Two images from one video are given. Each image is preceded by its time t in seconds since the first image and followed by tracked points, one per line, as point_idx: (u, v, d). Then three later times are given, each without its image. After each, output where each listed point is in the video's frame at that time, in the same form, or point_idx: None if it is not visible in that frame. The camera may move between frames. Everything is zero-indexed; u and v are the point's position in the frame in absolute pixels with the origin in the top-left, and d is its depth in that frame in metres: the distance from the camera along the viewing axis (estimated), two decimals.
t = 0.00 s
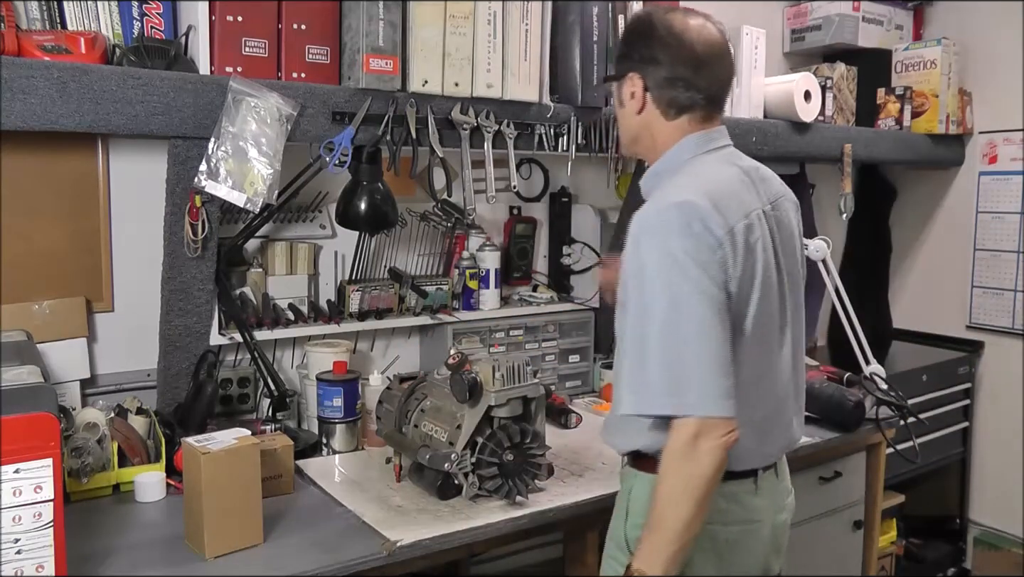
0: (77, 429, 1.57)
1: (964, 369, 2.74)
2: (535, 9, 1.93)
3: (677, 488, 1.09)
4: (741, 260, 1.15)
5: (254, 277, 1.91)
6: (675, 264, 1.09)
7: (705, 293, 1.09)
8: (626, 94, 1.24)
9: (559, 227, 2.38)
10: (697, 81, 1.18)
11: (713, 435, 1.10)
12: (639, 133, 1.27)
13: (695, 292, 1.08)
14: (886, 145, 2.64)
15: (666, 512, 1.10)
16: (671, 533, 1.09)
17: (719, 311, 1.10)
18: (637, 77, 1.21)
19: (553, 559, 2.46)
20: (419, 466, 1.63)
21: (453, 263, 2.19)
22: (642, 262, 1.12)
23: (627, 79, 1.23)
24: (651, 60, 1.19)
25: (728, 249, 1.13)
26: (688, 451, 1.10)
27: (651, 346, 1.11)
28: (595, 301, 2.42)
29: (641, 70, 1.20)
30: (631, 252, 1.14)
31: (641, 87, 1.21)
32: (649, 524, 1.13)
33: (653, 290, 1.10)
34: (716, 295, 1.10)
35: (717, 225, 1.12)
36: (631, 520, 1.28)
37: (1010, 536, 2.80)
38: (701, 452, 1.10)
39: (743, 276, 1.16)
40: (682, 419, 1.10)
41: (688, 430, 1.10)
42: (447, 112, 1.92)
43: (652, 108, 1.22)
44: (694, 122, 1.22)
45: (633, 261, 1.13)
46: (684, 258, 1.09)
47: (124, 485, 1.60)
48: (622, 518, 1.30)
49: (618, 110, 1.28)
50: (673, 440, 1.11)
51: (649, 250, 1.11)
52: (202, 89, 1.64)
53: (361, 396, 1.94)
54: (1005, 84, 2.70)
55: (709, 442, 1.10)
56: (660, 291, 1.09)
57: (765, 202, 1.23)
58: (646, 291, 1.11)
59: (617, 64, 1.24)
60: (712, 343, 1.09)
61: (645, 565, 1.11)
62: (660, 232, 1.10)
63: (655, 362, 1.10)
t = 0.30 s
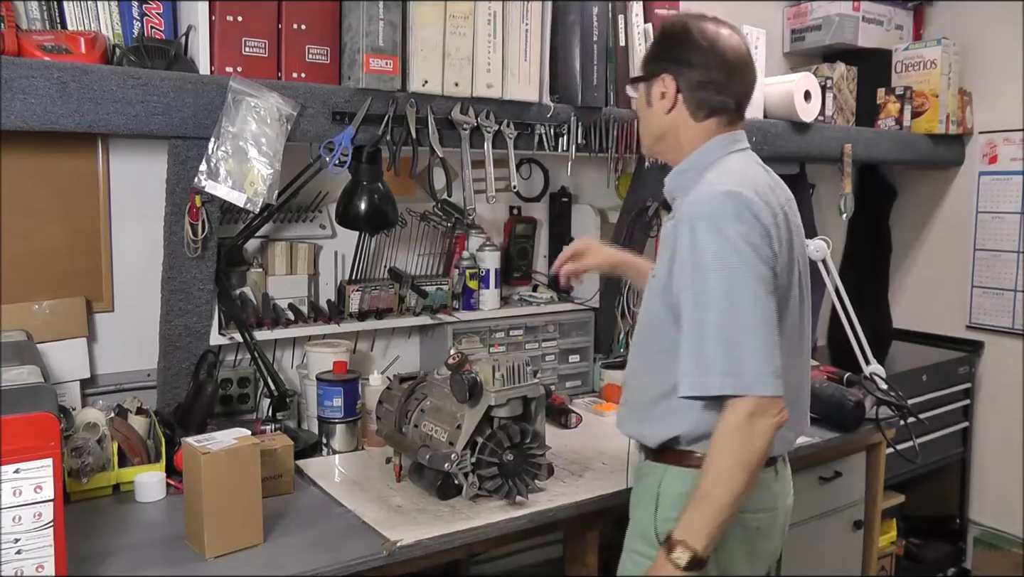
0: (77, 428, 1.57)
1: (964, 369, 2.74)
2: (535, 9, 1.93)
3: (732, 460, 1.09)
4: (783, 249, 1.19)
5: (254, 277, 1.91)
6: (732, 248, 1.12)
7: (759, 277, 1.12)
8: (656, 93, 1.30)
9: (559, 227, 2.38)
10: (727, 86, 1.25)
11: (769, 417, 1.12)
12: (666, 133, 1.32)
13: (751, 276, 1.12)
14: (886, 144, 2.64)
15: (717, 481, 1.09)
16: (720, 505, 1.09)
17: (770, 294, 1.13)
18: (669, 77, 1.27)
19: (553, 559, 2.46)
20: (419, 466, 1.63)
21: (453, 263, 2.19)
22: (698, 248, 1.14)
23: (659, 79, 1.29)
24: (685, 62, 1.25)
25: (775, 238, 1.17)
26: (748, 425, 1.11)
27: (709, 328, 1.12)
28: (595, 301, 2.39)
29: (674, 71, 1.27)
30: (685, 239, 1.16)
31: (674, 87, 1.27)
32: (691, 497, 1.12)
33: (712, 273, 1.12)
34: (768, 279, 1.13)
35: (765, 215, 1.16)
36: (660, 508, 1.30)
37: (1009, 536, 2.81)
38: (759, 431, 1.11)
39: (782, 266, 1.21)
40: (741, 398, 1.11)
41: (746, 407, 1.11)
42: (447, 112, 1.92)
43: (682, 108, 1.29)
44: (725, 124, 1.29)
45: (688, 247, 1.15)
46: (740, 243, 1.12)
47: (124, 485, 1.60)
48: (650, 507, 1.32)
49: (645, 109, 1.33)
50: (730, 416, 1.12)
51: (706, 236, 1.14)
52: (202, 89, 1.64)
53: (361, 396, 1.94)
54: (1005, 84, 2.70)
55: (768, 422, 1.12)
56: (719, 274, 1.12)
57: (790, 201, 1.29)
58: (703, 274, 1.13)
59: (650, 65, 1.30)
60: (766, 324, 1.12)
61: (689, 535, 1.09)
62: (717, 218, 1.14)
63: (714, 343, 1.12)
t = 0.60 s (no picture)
0: (77, 429, 1.57)
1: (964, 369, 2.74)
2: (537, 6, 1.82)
3: (786, 444, 1.18)
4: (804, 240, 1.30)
5: (254, 277, 1.91)
6: (771, 239, 1.21)
7: (795, 263, 1.23)
8: (672, 91, 1.38)
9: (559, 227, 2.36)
10: (739, 90, 1.33)
11: (813, 394, 1.22)
12: (678, 129, 1.42)
13: (789, 262, 1.22)
14: (887, 144, 2.64)
15: (774, 470, 1.18)
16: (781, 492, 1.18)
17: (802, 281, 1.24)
18: (684, 77, 1.36)
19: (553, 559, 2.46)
20: (419, 466, 1.63)
21: (453, 263, 2.19)
22: (738, 238, 1.22)
23: (675, 77, 1.38)
24: (702, 64, 1.33)
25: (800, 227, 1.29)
26: (794, 407, 1.20)
27: (756, 312, 1.21)
28: (595, 301, 2.39)
29: (689, 70, 1.35)
30: (722, 229, 1.24)
31: (688, 86, 1.36)
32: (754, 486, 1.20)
33: (755, 259, 1.21)
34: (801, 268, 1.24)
35: (791, 205, 1.28)
36: (690, 505, 1.38)
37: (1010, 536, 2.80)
38: (805, 411, 1.21)
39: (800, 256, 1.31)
40: (790, 376, 1.20)
41: (791, 391, 1.20)
42: (447, 112, 1.92)
43: (694, 107, 1.38)
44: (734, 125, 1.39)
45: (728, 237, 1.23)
46: (778, 232, 1.22)
47: (124, 485, 1.60)
48: (679, 505, 1.39)
49: (659, 104, 1.42)
50: (777, 404, 1.21)
51: (745, 226, 1.22)
52: (202, 90, 1.64)
53: (361, 396, 1.94)
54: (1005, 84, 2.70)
55: (812, 400, 1.21)
56: (762, 260, 1.21)
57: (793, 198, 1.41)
58: (746, 261, 1.21)
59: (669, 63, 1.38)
60: (804, 308, 1.22)
61: (761, 528, 1.17)
62: (754, 208, 1.23)
63: (761, 326, 1.20)
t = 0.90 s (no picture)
0: (77, 428, 1.58)
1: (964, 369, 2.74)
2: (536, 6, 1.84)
3: (817, 432, 1.23)
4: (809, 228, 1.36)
5: (254, 277, 1.91)
6: (790, 230, 1.26)
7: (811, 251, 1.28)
8: (671, 91, 1.41)
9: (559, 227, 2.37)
10: (739, 91, 1.36)
11: (836, 376, 1.27)
12: (676, 128, 1.44)
13: (806, 251, 1.27)
14: (886, 145, 2.65)
15: (809, 460, 1.23)
16: (819, 478, 1.23)
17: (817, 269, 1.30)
18: (684, 77, 1.38)
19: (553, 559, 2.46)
20: (419, 466, 1.63)
21: (453, 262, 2.20)
22: (756, 229, 1.26)
23: (674, 77, 1.40)
24: (701, 63, 1.36)
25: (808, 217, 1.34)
26: (818, 394, 1.25)
27: (779, 301, 1.25)
28: (595, 301, 2.39)
29: (688, 71, 1.38)
30: (739, 222, 1.28)
31: (687, 87, 1.38)
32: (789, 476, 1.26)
33: (773, 249, 1.25)
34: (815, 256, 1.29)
35: (798, 196, 1.33)
36: (701, 499, 1.39)
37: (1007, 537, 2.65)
38: (831, 395, 1.26)
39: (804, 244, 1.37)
40: (814, 359, 1.24)
41: (814, 377, 1.25)
42: (447, 112, 1.92)
43: (693, 107, 1.40)
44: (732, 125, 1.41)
45: (746, 230, 1.27)
46: (792, 221, 1.27)
47: (124, 485, 1.60)
48: (691, 500, 1.40)
49: (659, 104, 1.45)
50: (802, 393, 1.26)
51: (762, 217, 1.26)
52: (202, 89, 1.64)
53: (361, 396, 1.94)
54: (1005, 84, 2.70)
55: (834, 382, 1.26)
56: (780, 249, 1.25)
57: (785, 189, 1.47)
58: (765, 251, 1.25)
59: (668, 63, 1.41)
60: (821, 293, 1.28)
61: (806, 517, 1.22)
62: (769, 200, 1.27)
63: (784, 312, 1.24)
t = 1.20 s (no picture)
0: (77, 429, 1.58)
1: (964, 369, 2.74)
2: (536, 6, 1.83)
3: (830, 424, 1.25)
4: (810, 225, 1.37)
5: (254, 277, 1.91)
6: (797, 228, 1.27)
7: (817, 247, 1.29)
8: (664, 98, 1.39)
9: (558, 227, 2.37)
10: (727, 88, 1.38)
11: (846, 367, 1.28)
12: (671, 136, 1.42)
13: (812, 248, 1.28)
14: (886, 145, 2.65)
15: (822, 451, 1.25)
16: (833, 469, 1.25)
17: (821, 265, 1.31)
18: (679, 82, 1.37)
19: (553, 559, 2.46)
20: (419, 466, 1.63)
21: (453, 263, 2.20)
22: (765, 226, 1.27)
23: (666, 85, 1.38)
24: (682, 66, 1.36)
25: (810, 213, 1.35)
26: (831, 386, 1.26)
27: (789, 299, 1.26)
28: (595, 301, 2.39)
29: (682, 76, 1.36)
30: (747, 221, 1.29)
31: (682, 92, 1.37)
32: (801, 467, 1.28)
33: (783, 245, 1.26)
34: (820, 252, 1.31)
35: (801, 193, 1.34)
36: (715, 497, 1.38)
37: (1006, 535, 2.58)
38: (841, 386, 1.27)
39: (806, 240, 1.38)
40: (826, 351, 1.25)
41: (825, 370, 1.26)
42: (447, 112, 1.92)
43: (691, 111, 1.39)
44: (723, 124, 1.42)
45: (755, 227, 1.28)
46: (799, 217, 1.28)
47: (124, 485, 1.60)
48: (696, 500, 1.40)
49: (650, 115, 1.42)
50: (813, 386, 1.27)
51: (769, 215, 1.27)
52: (202, 89, 1.64)
53: (361, 396, 1.94)
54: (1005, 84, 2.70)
55: (844, 373, 1.28)
56: (790, 245, 1.26)
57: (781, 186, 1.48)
58: (775, 247, 1.26)
59: (646, 68, 1.40)
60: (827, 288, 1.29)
61: (821, 507, 1.24)
62: (776, 197, 1.28)
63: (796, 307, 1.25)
